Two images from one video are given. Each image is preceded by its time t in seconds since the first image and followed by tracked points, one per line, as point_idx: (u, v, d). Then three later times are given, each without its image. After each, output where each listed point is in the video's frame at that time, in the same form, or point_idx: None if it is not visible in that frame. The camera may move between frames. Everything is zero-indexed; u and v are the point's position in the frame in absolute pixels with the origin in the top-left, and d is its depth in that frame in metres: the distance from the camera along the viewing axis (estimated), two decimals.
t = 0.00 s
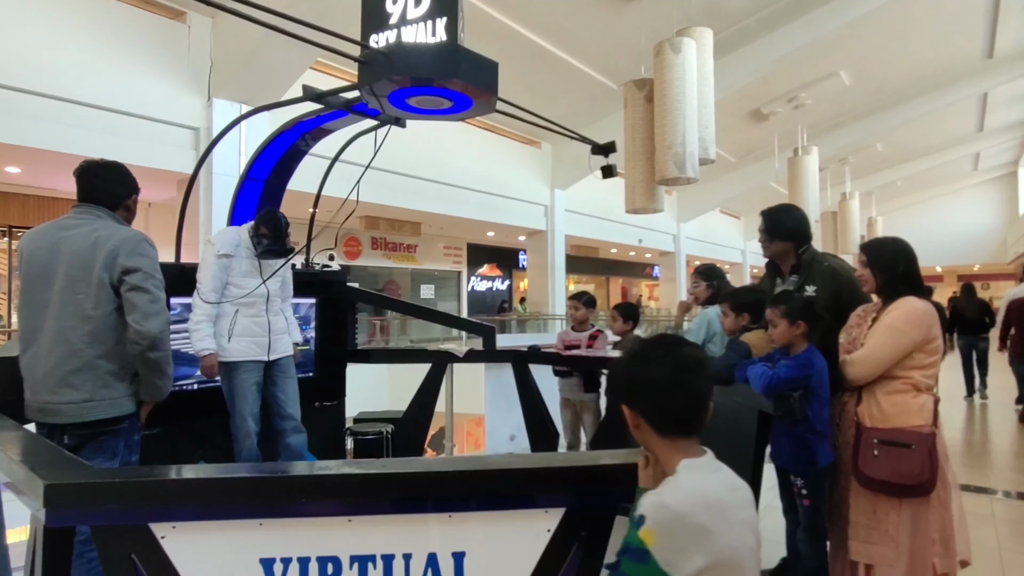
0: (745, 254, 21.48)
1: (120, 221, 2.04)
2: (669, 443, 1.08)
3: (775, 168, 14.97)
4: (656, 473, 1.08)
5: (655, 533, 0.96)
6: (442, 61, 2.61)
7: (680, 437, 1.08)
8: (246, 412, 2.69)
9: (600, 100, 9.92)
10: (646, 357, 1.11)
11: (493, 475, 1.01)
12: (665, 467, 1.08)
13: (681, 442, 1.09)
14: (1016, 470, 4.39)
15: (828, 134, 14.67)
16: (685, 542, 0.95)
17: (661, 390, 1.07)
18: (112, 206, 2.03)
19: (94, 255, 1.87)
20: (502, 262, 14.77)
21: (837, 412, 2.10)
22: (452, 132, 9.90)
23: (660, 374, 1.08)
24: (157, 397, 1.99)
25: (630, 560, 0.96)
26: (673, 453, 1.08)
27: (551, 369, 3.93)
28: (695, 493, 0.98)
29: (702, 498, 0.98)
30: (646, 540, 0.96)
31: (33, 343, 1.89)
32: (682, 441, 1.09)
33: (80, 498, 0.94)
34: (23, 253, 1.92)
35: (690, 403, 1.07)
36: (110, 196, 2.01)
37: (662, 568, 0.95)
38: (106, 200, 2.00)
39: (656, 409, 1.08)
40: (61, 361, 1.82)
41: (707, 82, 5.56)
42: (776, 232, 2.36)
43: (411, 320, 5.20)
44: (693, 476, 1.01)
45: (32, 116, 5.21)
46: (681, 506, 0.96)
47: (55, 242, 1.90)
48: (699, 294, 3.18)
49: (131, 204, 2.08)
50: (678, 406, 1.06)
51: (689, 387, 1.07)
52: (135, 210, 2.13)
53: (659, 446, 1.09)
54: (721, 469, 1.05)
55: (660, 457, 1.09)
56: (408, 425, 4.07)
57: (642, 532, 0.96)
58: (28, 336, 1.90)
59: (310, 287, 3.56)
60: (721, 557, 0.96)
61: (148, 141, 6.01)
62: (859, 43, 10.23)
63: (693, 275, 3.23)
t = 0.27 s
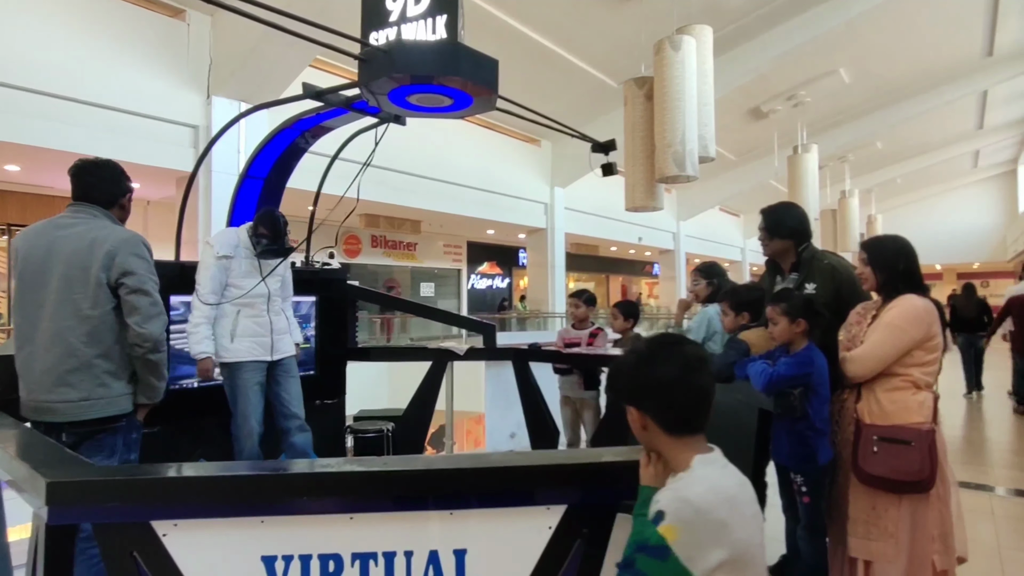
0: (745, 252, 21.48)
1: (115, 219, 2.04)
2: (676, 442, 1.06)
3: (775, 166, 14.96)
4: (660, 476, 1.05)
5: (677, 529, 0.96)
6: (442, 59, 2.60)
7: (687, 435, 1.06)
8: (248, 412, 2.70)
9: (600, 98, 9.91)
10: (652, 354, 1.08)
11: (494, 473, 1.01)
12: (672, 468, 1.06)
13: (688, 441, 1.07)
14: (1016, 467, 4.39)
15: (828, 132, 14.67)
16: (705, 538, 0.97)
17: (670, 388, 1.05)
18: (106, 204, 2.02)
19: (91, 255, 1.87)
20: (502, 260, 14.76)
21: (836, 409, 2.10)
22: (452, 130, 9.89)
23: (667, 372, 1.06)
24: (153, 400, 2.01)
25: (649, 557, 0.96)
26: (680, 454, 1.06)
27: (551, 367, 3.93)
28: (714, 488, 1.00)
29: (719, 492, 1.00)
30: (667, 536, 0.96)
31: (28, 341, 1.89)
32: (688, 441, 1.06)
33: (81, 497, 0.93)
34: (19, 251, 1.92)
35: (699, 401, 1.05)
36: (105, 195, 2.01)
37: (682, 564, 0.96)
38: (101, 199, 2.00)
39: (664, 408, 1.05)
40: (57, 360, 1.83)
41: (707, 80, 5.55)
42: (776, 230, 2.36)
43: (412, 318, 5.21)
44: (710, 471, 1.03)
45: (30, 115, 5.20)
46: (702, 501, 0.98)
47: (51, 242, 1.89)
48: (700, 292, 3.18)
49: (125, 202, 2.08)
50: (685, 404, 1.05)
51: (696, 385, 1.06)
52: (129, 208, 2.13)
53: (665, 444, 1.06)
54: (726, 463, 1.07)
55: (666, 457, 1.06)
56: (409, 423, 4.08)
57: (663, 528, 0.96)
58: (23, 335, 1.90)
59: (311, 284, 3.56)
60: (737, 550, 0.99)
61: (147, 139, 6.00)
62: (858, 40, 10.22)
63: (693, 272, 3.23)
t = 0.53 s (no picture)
0: (744, 250, 21.48)
1: (104, 220, 2.03)
2: (681, 440, 1.05)
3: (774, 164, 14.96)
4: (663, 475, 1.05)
5: (691, 526, 0.97)
6: (441, 57, 2.59)
7: (693, 433, 1.06)
8: (248, 412, 2.69)
9: (599, 96, 9.91)
10: (661, 351, 1.08)
11: (494, 471, 1.01)
12: (678, 467, 1.05)
13: (693, 439, 1.06)
14: (1013, 464, 4.41)
15: (827, 130, 14.67)
16: (718, 535, 0.98)
17: (676, 384, 1.05)
18: (96, 206, 2.01)
19: (78, 255, 1.87)
20: (501, 258, 14.76)
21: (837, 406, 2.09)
22: (451, 128, 9.89)
23: (674, 370, 1.06)
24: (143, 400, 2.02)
25: (662, 557, 0.96)
26: (685, 452, 1.05)
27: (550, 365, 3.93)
28: (725, 483, 1.01)
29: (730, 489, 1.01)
30: (680, 533, 0.97)
31: (15, 342, 1.87)
32: (694, 438, 1.06)
33: (80, 496, 0.93)
34: (5, 252, 1.90)
35: (706, 398, 1.05)
36: (95, 196, 2.00)
37: (696, 562, 0.97)
38: (91, 200, 1.99)
39: (671, 404, 1.04)
40: (48, 360, 1.82)
41: (706, 78, 5.55)
42: (776, 229, 2.36)
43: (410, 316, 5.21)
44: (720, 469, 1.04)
45: (29, 113, 5.19)
46: (715, 497, 0.99)
47: (39, 243, 1.88)
48: (699, 290, 3.18)
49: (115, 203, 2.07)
50: (693, 402, 1.04)
51: (703, 383, 1.05)
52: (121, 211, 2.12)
53: (671, 442, 1.05)
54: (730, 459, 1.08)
55: (671, 454, 1.06)
56: (408, 422, 4.09)
57: (675, 526, 0.97)
58: (11, 336, 1.88)
59: (309, 283, 3.56)
60: (750, 545, 1.01)
61: (146, 137, 6.00)
62: (858, 38, 10.22)
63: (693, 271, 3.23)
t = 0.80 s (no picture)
0: (744, 248, 21.49)
1: (92, 219, 2.01)
2: (680, 438, 1.05)
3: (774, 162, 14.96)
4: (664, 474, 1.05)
5: (700, 519, 0.98)
6: (440, 54, 2.59)
7: (693, 432, 1.06)
8: (248, 411, 2.69)
9: (599, 94, 9.90)
10: (664, 349, 1.08)
11: (494, 469, 1.01)
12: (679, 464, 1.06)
13: (694, 438, 1.06)
14: (1012, 461, 4.42)
15: (827, 127, 14.66)
16: (726, 528, 0.99)
17: (677, 383, 1.05)
18: (83, 204, 1.98)
19: (61, 253, 1.84)
20: (501, 256, 14.75)
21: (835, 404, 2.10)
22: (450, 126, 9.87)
23: (678, 369, 1.06)
24: (132, 398, 2.01)
25: (671, 551, 0.97)
26: (685, 449, 1.06)
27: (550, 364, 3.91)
28: (731, 477, 1.03)
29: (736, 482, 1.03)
30: (690, 527, 0.98)
31: None
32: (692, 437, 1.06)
33: (79, 495, 0.93)
34: None
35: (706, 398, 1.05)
36: (81, 194, 1.97)
37: (705, 554, 0.98)
38: (77, 198, 1.96)
39: (673, 403, 1.04)
40: (31, 359, 1.80)
41: (706, 76, 5.55)
42: (775, 227, 2.36)
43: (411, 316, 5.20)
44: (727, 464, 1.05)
45: (26, 111, 5.18)
46: (725, 490, 1.00)
47: (23, 242, 1.85)
48: (699, 287, 3.18)
49: (103, 201, 2.04)
50: (695, 400, 1.04)
51: (704, 382, 1.06)
52: (112, 208, 2.10)
53: (671, 440, 1.06)
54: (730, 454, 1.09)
55: (672, 452, 1.06)
56: (408, 420, 4.09)
57: (686, 519, 0.98)
58: None
59: (307, 281, 3.55)
60: (758, 539, 1.03)
61: (144, 136, 5.99)
62: (858, 36, 10.21)
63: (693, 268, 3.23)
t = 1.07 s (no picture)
0: (743, 246, 21.50)
1: (85, 218, 1.98)
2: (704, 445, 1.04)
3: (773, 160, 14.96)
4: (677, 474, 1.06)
5: (747, 518, 0.97)
6: (440, 53, 2.59)
7: (722, 437, 1.05)
8: (248, 416, 2.68)
9: (599, 93, 9.89)
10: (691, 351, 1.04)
11: (493, 467, 1.02)
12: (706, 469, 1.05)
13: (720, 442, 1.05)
14: (1011, 459, 4.42)
15: (827, 126, 14.65)
16: (772, 536, 0.98)
17: (703, 390, 1.02)
18: (77, 203, 1.97)
19: (49, 250, 1.81)
20: (500, 255, 14.76)
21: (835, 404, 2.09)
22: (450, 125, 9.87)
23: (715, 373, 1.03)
24: (123, 398, 1.97)
25: (710, 547, 0.96)
26: (713, 454, 1.05)
27: (550, 363, 3.93)
28: (776, 478, 1.03)
29: (782, 489, 1.02)
30: (734, 526, 0.96)
31: None
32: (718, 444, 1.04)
33: (79, 494, 0.93)
34: None
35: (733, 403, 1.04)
36: (75, 193, 1.96)
37: (746, 557, 0.96)
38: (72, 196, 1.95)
39: (708, 409, 1.01)
40: (18, 357, 1.76)
41: (706, 74, 5.55)
42: (774, 225, 2.36)
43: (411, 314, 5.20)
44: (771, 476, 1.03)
45: (25, 110, 5.17)
46: (773, 490, 1.00)
47: (14, 239, 1.83)
48: (698, 286, 3.18)
49: (99, 200, 2.02)
50: (729, 406, 1.03)
51: (731, 386, 1.03)
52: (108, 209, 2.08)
53: (699, 444, 1.04)
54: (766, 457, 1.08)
55: (698, 456, 1.05)
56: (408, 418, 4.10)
57: (731, 517, 0.97)
58: None
59: (305, 280, 3.54)
60: (805, 548, 1.02)
61: (143, 135, 5.99)
62: (858, 34, 10.20)
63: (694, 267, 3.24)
